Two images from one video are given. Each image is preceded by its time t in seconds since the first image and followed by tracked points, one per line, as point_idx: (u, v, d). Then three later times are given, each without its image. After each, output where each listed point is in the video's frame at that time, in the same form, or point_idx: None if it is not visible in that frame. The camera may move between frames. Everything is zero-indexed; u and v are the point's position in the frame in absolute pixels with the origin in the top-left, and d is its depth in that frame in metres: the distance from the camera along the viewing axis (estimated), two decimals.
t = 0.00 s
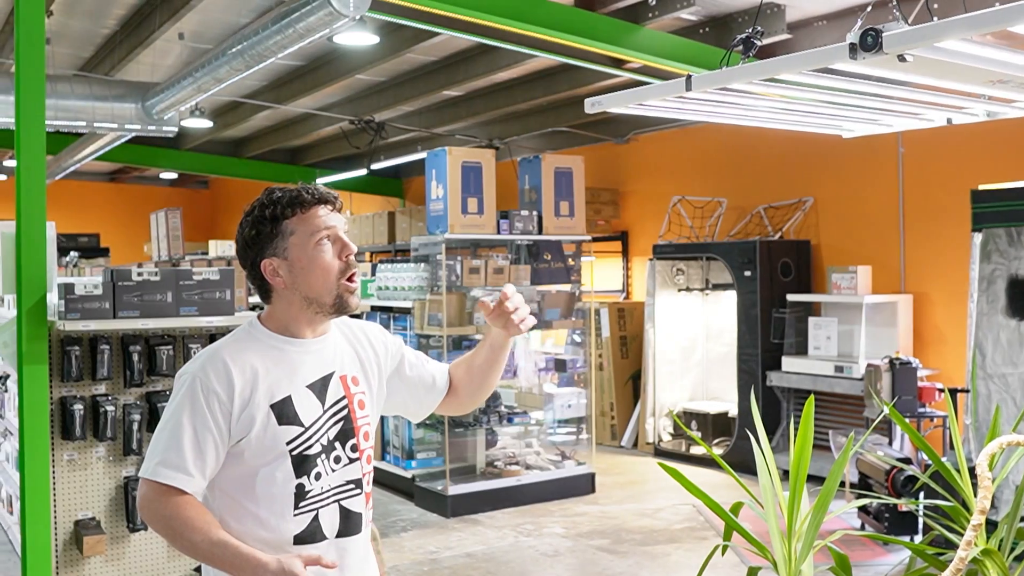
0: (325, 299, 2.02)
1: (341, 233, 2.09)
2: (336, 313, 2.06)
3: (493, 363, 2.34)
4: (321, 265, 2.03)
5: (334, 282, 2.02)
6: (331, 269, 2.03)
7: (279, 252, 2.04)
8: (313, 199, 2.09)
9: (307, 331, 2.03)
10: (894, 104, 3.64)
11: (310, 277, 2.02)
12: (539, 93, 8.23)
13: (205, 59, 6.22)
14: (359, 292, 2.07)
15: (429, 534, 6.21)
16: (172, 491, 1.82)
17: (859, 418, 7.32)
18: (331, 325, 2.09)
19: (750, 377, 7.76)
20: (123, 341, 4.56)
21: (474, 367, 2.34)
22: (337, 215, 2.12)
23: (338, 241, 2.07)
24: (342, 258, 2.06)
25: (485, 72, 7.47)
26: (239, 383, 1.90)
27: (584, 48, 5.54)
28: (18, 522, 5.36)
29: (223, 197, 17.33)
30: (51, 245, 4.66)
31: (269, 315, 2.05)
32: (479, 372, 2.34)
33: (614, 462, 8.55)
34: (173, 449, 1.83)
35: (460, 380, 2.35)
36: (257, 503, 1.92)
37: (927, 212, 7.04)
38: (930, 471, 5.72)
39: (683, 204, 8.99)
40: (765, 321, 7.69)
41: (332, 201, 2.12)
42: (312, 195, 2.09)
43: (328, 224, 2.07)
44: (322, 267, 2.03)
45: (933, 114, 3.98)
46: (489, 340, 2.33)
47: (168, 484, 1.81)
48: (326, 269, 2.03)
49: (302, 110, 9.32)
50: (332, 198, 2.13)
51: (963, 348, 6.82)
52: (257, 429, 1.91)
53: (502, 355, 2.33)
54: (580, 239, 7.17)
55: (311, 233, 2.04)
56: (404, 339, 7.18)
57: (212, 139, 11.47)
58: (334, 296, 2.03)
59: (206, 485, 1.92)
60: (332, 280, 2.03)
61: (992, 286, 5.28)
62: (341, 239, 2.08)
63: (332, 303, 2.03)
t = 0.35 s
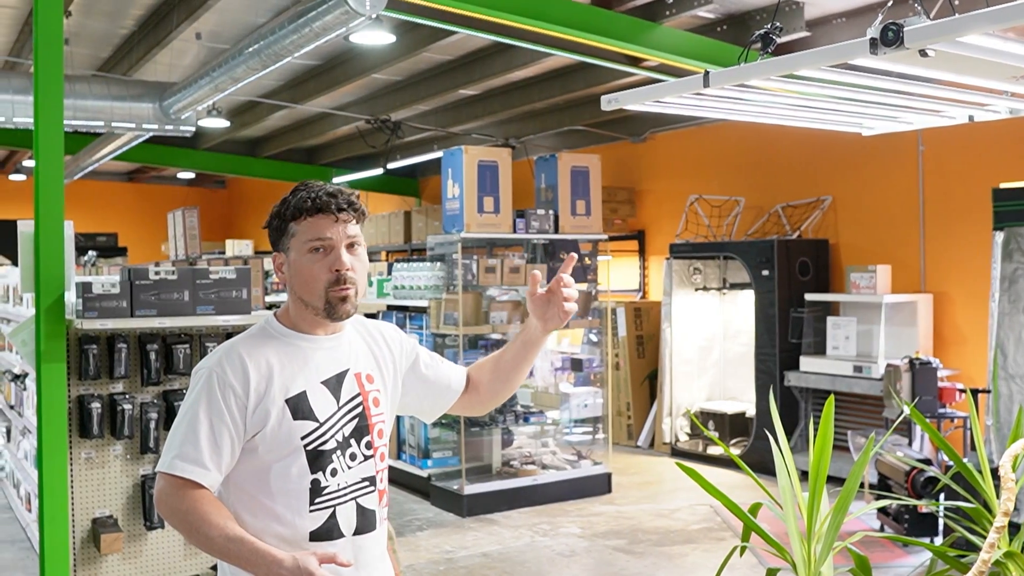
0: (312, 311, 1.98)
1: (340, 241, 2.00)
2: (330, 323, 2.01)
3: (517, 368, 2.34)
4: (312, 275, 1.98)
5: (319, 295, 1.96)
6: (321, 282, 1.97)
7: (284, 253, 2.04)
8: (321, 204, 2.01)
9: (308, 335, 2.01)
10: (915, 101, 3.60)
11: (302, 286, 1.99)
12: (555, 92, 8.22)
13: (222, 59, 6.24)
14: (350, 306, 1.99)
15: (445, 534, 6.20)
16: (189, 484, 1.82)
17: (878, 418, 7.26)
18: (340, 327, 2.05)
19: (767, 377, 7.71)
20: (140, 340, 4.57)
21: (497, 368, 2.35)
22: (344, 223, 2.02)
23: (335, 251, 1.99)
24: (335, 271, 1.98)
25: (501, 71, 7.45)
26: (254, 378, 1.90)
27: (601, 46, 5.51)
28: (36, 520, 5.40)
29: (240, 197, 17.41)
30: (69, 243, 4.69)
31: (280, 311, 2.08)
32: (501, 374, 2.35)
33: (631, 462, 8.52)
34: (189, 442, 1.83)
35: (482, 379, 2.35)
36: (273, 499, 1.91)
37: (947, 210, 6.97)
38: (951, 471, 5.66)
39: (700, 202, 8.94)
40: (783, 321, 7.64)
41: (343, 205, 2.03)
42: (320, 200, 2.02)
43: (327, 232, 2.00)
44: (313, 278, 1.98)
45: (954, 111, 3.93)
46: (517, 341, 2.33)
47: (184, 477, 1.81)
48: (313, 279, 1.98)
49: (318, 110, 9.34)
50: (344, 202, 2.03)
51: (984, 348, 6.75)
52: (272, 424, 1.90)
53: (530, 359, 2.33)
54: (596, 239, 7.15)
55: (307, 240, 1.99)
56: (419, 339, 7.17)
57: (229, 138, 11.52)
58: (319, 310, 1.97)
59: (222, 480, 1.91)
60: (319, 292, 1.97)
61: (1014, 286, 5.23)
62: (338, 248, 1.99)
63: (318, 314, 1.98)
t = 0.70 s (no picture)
0: (321, 317, 1.97)
1: (349, 248, 1.97)
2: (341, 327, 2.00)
3: (542, 389, 2.34)
4: (321, 282, 1.97)
5: (326, 303, 1.95)
6: (329, 289, 1.96)
7: (297, 255, 2.03)
8: (330, 210, 1.98)
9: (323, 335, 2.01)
10: (930, 95, 3.57)
11: (312, 291, 1.98)
12: (566, 88, 8.19)
13: (233, 56, 6.23)
14: (360, 312, 1.97)
15: (456, 531, 6.20)
16: (197, 474, 1.82)
17: (892, 416, 7.22)
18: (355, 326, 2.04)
19: (779, 375, 7.67)
20: (152, 337, 4.58)
21: (521, 383, 2.34)
22: (354, 229, 1.98)
23: (343, 259, 1.97)
24: (343, 278, 1.96)
25: (512, 67, 7.43)
26: (266, 372, 1.90)
27: (612, 42, 5.48)
28: (48, 516, 5.41)
29: (251, 194, 17.44)
30: (81, 239, 4.70)
31: (297, 307, 2.08)
32: (522, 392, 2.34)
33: (642, 459, 8.50)
34: (198, 432, 1.83)
35: (502, 394, 2.35)
36: (279, 494, 1.90)
37: (961, 205, 6.92)
38: (964, 470, 5.62)
39: (712, 199, 8.90)
40: (795, 317, 7.59)
41: (353, 211, 1.99)
42: (329, 206, 1.98)
43: (335, 239, 1.97)
44: (322, 285, 1.97)
45: (970, 106, 3.90)
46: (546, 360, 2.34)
47: (192, 467, 1.81)
48: (321, 285, 1.97)
49: (329, 107, 9.34)
50: (353, 207, 1.99)
51: (998, 346, 6.70)
52: (282, 418, 1.89)
53: (557, 381, 2.33)
54: (607, 235, 7.13)
55: (316, 246, 1.97)
56: (430, 336, 7.15)
57: (240, 136, 11.53)
58: (327, 317, 1.97)
59: (230, 471, 1.91)
60: (326, 300, 1.96)
61: None
62: (346, 255, 1.97)
63: (328, 319, 1.97)
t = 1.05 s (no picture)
0: (329, 311, 1.96)
1: (362, 244, 1.96)
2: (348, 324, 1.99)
3: (550, 380, 2.31)
4: (332, 275, 1.96)
5: (335, 297, 1.94)
6: (340, 283, 1.95)
7: (311, 248, 2.02)
8: (347, 204, 1.97)
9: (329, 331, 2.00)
10: (939, 87, 3.54)
11: (322, 285, 1.97)
12: (572, 83, 8.17)
13: (238, 50, 6.22)
14: (366, 310, 1.95)
15: (462, 526, 6.20)
16: (198, 466, 1.82)
17: (899, 411, 7.20)
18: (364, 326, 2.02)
19: (786, 369, 7.65)
20: (157, 332, 4.58)
21: (529, 375, 2.33)
22: (370, 224, 1.97)
23: (355, 254, 1.96)
24: (354, 274, 1.95)
25: (517, 61, 7.41)
26: (272, 367, 1.90)
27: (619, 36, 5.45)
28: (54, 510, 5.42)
29: (257, 189, 17.45)
30: (87, 234, 4.71)
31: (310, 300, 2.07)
32: (532, 383, 2.32)
33: (648, 454, 8.49)
34: (201, 424, 1.83)
35: (512, 388, 2.34)
36: (280, 490, 1.90)
37: (969, 199, 6.89)
38: (972, 465, 5.59)
39: (718, 193, 8.87)
40: (801, 312, 7.56)
41: (370, 206, 1.98)
42: (347, 200, 1.98)
43: (349, 233, 1.96)
44: (332, 279, 1.96)
45: (979, 98, 3.86)
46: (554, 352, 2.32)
47: (193, 459, 1.82)
48: (331, 279, 1.96)
49: (335, 101, 9.33)
50: (371, 203, 1.98)
51: (1006, 341, 6.67)
52: (285, 415, 1.89)
53: (566, 372, 2.30)
54: (613, 230, 7.12)
55: (330, 238, 1.97)
56: (436, 331, 7.14)
57: (246, 131, 11.53)
58: (335, 312, 1.95)
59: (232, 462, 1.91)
60: (336, 294, 1.95)
61: None
62: (358, 250, 1.96)
63: (334, 315, 1.96)
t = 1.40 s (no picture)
0: (336, 300, 1.95)
1: (368, 231, 1.95)
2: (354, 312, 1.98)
3: (561, 375, 2.30)
4: (338, 263, 1.95)
5: (342, 284, 1.93)
6: (346, 271, 1.94)
7: (316, 236, 2.01)
8: (353, 192, 1.97)
9: (335, 321, 1.99)
10: (944, 76, 3.52)
11: (329, 273, 1.96)
12: (575, 73, 8.15)
13: (240, 41, 6.20)
14: (374, 297, 1.94)
15: (464, 517, 6.20)
16: (195, 455, 1.84)
17: (903, 402, 7.18)
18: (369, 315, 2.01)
19: (789, 361, 7.63)
20: (159, 322, 4.57)
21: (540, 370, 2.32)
22: (375, 212, 1.97)
23: (361, 241, 1.95)
24: (361, 261, 1.94)
25: (520, 51, 7.39)
26: (272, 357, 1.89)
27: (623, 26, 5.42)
28: (57, 500, 5.43)
29: (261, 180, 17.43)
30: (89, 225, 4.70)
31: (314, 292, 2.06)
32: (542, 378, 2.32)
33: (651, 445, 8.48)
34: (199, 413, 1.84)
35: (520, 382, 2.33)
36: (276, 480, 1.90)
37: (974, 190, 6.86)
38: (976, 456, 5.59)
39: (722, 184, 8.85)
40: (805, 303, 7.55)
41: (375, 193, 1.97)
42: (352, 187, 1.97)
43: (355, 220, 1.95)
44: (339, 266, 1.95)
45: (985, 87, 3.84)
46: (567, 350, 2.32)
47: (190, 447, 1.83)
48: (337, 267, 1.95)
49: (338, 92, 9.31)
50: (376, 190, 1.98)
51: (1010, 332, 6.65)
52: (283, 405, 1.88)
53: (578, 368, 2.29)
54: (616, 220, 7.11)
55: (335, 226, 1.96)
56: (438, 321, 7.13)
57: (249, 121, 11.51)
58: (342, 300, 1.94)
59: (231, 450, 1.91)
60: (342, 281, 1.94)
61: None
62: (365, 237, 1.95)
63: (342, 303, 1.95)
